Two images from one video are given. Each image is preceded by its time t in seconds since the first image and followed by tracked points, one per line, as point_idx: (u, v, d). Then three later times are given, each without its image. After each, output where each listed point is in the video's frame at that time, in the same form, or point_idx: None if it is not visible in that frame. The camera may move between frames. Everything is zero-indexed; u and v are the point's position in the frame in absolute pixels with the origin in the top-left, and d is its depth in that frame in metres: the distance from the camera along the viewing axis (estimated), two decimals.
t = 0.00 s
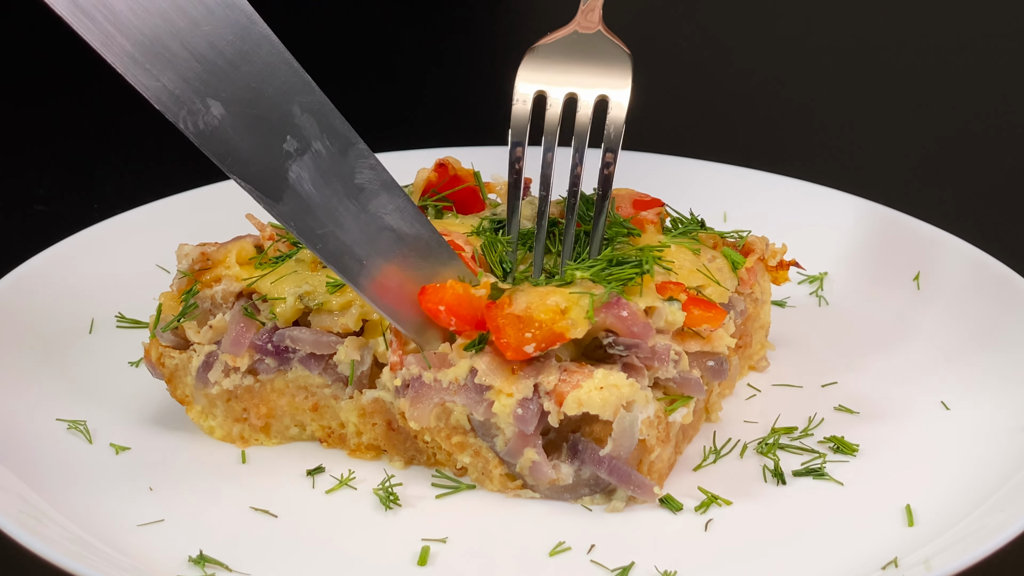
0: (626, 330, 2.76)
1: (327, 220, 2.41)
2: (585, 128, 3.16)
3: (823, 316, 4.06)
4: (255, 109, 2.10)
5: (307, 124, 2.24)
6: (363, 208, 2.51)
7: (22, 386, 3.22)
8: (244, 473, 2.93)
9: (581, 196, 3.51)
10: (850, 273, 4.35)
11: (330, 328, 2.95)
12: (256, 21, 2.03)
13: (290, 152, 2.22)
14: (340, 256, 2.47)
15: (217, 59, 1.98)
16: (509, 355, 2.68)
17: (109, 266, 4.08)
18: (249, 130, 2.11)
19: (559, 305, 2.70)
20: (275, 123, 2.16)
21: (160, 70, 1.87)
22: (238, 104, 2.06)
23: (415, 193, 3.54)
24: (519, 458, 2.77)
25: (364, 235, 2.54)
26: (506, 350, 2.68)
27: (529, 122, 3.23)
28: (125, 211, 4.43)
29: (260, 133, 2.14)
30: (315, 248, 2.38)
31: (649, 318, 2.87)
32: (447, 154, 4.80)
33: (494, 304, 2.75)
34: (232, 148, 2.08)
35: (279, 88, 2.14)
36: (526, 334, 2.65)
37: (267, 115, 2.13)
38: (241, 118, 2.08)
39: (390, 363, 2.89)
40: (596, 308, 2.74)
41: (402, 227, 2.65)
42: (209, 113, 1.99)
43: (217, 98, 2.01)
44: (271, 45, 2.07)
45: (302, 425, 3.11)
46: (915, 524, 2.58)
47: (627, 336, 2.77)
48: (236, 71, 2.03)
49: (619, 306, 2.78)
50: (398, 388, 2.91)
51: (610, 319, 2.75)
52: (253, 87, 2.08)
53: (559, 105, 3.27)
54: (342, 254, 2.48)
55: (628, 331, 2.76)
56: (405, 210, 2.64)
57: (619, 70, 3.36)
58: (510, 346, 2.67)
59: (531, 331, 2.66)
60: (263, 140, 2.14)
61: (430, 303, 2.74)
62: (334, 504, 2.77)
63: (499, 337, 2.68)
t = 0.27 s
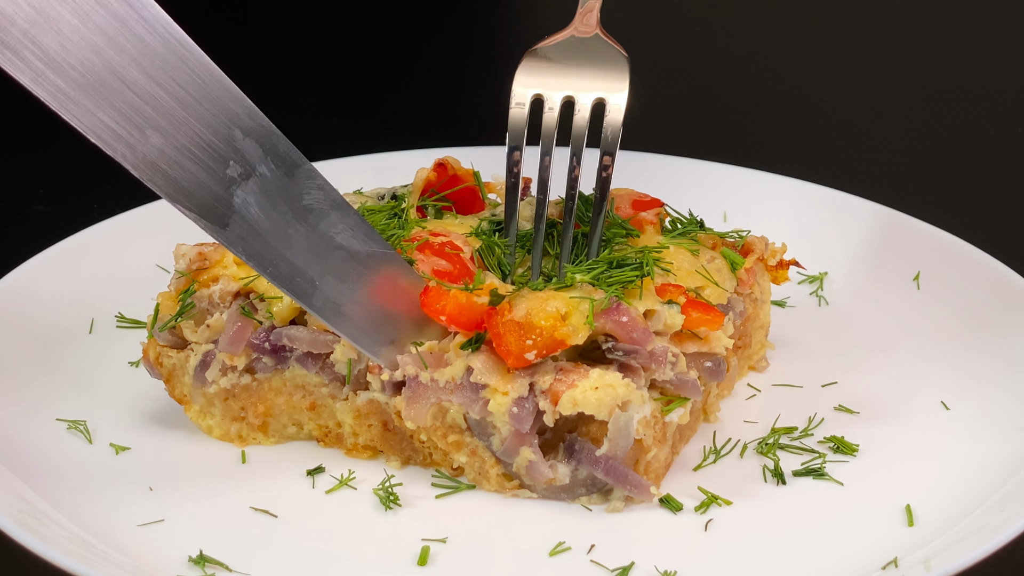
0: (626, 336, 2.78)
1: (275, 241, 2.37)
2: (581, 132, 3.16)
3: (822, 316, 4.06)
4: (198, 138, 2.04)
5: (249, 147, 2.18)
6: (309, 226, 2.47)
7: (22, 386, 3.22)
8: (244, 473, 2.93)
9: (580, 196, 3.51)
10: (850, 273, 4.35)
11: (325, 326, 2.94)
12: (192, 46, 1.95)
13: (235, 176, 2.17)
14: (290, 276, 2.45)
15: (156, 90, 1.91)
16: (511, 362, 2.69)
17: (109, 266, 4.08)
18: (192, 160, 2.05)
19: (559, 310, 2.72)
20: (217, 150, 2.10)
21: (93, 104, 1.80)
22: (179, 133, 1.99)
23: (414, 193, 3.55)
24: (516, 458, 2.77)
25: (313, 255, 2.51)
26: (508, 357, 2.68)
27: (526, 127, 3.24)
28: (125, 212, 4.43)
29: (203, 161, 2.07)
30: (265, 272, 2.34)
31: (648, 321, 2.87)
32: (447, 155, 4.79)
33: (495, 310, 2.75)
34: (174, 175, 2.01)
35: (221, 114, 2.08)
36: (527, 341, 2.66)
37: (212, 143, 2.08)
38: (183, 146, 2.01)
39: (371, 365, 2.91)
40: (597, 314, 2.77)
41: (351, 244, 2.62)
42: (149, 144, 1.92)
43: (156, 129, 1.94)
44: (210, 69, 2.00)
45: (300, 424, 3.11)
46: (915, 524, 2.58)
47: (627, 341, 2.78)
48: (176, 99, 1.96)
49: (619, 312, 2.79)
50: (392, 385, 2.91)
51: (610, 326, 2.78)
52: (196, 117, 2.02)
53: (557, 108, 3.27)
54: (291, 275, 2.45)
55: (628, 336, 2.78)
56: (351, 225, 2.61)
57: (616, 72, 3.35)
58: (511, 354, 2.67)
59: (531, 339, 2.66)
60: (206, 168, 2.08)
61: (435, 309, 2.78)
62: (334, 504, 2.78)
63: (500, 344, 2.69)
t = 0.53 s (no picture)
0: (612, 339, 2.77)
1: (241, 253, 2.41)
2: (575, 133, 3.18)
3: (818, 316, 4.06)
4: (156, 151, 2.09)
5: (208, 160, 2.23)
6: (275, 238, 2.50)
7: (17, 383, 3.23)
8: (237, 472, 2.93)
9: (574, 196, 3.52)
10: (846, 273, 4.35)
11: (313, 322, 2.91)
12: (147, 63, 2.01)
13: (195, 189, 2.22)
14: (257, 288, 2.48)
15: (110, 106, 1.97)
16: (499, 368, 2.68)
17: (106, 264, 4.09)
18: (150, 173, 2.10)
19: (546, 314, 2.72)
20: (174, 163, 2.15)
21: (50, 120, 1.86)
22: (136, 147, 2.05)
23: (409, 192, 3.55)
24: (502, 458, 2.77)
25: (281, 266, 2.54)
26: (495, 362, 2.68)
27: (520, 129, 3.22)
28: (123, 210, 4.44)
29: (161, 174, 2.13)
30: (229, 285, 2.38)
31: (635, 324, 2.87)
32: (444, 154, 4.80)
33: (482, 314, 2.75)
34: (132, 189, 2.07)
35: (176, 128, 2.13)
36: (514, 347, 2.66)
37: (168, 156, 2.13)
38: (140, 160, 2.07)
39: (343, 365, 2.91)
40: (583, 317, 2.75)
41: (320, 255, 2.64)
42: (105, 158, 1.98)
43: (112, 144, 1.99)
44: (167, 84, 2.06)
45: (290, 421, 3.11)
46: (907, 525, 2.58)
47: (613, 344, 2.78)
48: (132, 114, 2.02)
49: (605, 314, 2.77)
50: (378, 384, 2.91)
51: (596, 328, 2.76)
52: (152, 131, 2.07)
53: (551, 108, 3.28)
54: (258, 287, 2.48)
55: (614, 340, 2.77)
56: (320, 236, 2.64)
57: (611, 75, 3.36)
58: (498, 359, 2.67)
59: (518, 343, 2.66)
60: (164, 182, 2.14)
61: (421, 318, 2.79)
62: (326, 502, 2.78)
63: (488, 350, 2.69)
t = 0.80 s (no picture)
0: (619, 341, 2.77)
1: (231, 268, 2.30)
2: (580, 137, 3.18)
3: (823, 315, 4.06)
4: (141, 173, 1.97)
5: (196, 178, 2.09)
6: (271, 251, 2.38)
7: (25, 383, 3.23)
8: (244, 471, 2.94)
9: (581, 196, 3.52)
10: (851, 271, 4.35)
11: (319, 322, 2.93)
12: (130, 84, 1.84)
13: (181, 208, 2.08)
14: (249, 302, 2.39)
15: (89, 129, 1.83)
16: (507, 370, 2.70)
17: (112, 264, 4.09)
18: (131, 194, 1.98)
19: (554, 316, 2.73)
20: (160, 183, 2.02)
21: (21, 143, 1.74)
22: (116, 169, 1.92)
23: (415, 191, 3.56)
24: (507, 457, 2.78)
25: (272, 276, 2.43)
26: (504, 364, 2.70)
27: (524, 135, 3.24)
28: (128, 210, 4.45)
29: (145, 195, 2.00)
30: (217, 299, 2.28)
31: (642, 326, 2.88)
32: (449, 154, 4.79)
33: (489, 316, 2.78)
34: (112, 211, 1.95)
35: (163, 148, 1.98)
36: (522, 349, 2.67)
37: (154, 179, 2.00)
38: (124, 183, 1.95)
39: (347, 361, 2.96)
40: (590, 318, 2.75)
41: (318, 263, 2.52)
42: (89, 183, 1.87)
43: (95, 166, 1.87)
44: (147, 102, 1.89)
45: (297, 420, 3.11)
46: (914, 523, 2.58)
47: (620, 346, 2.78)
48: (117, 139, 1.89)
49: (612, 317, 2.78)
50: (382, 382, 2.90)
51: (603, 330, 2.76)
52: (137, 153, 1.94)
53: (555, 113, 3.28)
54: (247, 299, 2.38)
55: (622, 342, 2.76)
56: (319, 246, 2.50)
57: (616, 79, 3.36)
58: (506, 361, 2.69)
59: (525, 346, 2.67)
60: (150, 201, 2.02)
61: (426, 323, 2.83)
62: (333, 502, 2.78)
63: (496, 352, 2.71)
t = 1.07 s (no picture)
0: (622, 341, 2.77)
1: (210, 305, 2.36)
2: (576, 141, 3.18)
3: (821, 315, 4.05)
4: (107, 226, 2.02)
5: (164, 225, 2.13)
6: (250, 284, 2.42)
7: (23, 382, 3.23)
8: (241, 471, 2.94)
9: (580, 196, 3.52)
10: (850, 271, 4.34)
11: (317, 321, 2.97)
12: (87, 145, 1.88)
13: (152, 254, 2.14)
14: (229, 335, 2.44)
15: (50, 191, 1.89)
16: (510, 371, 2.68)
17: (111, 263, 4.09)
18: (101, 249, 2.04)
19: (557, 317, 2.70)
20: (129, 233, 2.07)
21: None
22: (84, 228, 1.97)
23: (414, 190, 3.56)
24: (507, 457, 2.78)
25: (250, 307, 2.47)
26: (508, 367, 2.68)
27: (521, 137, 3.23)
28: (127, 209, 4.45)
29: (116, 248, 2.06)
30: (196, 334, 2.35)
31: (645, 325, 2.88)
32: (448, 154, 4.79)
33: (493, 318, 2.76)
34: (86, 267, 2.02)
35: (128, 201, 2.02)
36: (526, 351, 2.65)
37: (121, 230, 2.05)
38: (91, 238, 2.00)
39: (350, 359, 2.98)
40: (593, 319, 2.75)
41: (295, 290, 2.55)
42: (54, 241, 1.93)
43: (61, 225, 1.93)
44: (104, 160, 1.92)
45: (293, 419, 3.13)
46: (909, 524, 2.58)
47: (623, 346, 2.78)
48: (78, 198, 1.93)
49: (615, 316, 2.78)
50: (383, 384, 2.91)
51: (606, 331, 2.76)
52: (104, 207, 1.98)
53: (553, 118, 3.29)
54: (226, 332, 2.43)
55: (625, 342, 2.76)
56: (296, 274, 2.53)
57: (614, 82, 3.37)
58: (510, 363, 2.67)
59: (530, 348, 2.65)
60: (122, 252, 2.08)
61: (426, 326, 2.78)
62: (330, 501, 2.78)
63: (500, 354, 2.69)
